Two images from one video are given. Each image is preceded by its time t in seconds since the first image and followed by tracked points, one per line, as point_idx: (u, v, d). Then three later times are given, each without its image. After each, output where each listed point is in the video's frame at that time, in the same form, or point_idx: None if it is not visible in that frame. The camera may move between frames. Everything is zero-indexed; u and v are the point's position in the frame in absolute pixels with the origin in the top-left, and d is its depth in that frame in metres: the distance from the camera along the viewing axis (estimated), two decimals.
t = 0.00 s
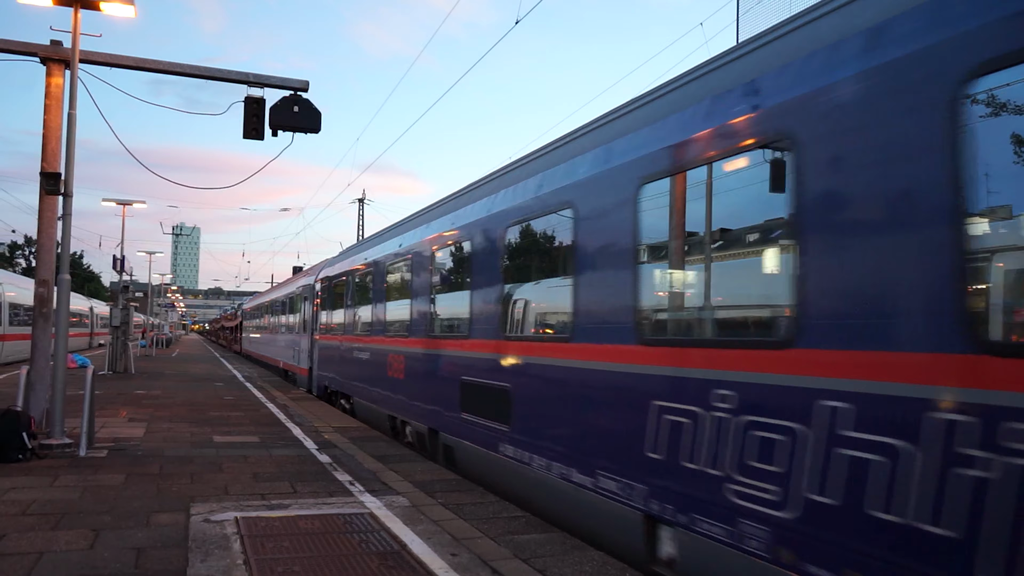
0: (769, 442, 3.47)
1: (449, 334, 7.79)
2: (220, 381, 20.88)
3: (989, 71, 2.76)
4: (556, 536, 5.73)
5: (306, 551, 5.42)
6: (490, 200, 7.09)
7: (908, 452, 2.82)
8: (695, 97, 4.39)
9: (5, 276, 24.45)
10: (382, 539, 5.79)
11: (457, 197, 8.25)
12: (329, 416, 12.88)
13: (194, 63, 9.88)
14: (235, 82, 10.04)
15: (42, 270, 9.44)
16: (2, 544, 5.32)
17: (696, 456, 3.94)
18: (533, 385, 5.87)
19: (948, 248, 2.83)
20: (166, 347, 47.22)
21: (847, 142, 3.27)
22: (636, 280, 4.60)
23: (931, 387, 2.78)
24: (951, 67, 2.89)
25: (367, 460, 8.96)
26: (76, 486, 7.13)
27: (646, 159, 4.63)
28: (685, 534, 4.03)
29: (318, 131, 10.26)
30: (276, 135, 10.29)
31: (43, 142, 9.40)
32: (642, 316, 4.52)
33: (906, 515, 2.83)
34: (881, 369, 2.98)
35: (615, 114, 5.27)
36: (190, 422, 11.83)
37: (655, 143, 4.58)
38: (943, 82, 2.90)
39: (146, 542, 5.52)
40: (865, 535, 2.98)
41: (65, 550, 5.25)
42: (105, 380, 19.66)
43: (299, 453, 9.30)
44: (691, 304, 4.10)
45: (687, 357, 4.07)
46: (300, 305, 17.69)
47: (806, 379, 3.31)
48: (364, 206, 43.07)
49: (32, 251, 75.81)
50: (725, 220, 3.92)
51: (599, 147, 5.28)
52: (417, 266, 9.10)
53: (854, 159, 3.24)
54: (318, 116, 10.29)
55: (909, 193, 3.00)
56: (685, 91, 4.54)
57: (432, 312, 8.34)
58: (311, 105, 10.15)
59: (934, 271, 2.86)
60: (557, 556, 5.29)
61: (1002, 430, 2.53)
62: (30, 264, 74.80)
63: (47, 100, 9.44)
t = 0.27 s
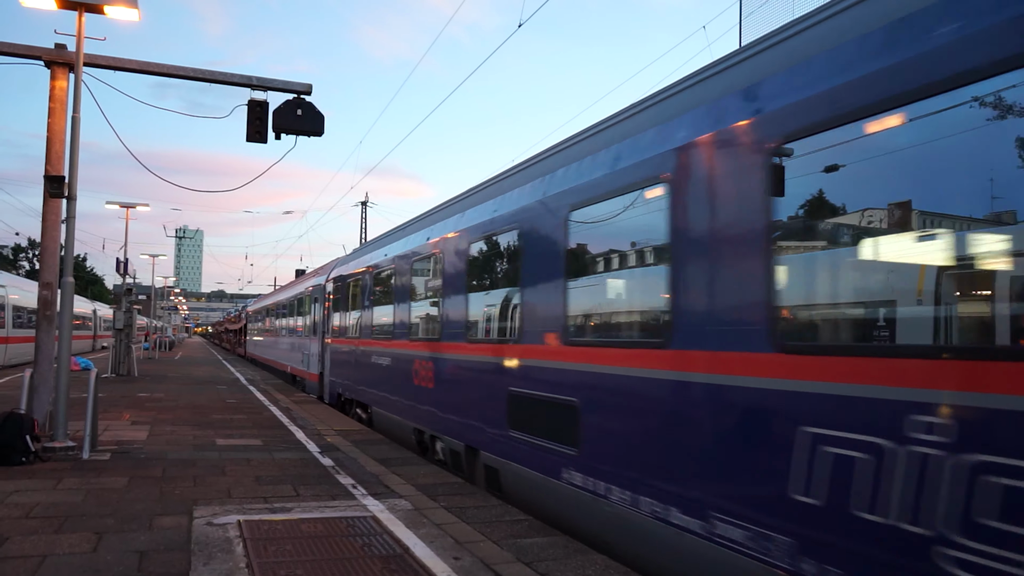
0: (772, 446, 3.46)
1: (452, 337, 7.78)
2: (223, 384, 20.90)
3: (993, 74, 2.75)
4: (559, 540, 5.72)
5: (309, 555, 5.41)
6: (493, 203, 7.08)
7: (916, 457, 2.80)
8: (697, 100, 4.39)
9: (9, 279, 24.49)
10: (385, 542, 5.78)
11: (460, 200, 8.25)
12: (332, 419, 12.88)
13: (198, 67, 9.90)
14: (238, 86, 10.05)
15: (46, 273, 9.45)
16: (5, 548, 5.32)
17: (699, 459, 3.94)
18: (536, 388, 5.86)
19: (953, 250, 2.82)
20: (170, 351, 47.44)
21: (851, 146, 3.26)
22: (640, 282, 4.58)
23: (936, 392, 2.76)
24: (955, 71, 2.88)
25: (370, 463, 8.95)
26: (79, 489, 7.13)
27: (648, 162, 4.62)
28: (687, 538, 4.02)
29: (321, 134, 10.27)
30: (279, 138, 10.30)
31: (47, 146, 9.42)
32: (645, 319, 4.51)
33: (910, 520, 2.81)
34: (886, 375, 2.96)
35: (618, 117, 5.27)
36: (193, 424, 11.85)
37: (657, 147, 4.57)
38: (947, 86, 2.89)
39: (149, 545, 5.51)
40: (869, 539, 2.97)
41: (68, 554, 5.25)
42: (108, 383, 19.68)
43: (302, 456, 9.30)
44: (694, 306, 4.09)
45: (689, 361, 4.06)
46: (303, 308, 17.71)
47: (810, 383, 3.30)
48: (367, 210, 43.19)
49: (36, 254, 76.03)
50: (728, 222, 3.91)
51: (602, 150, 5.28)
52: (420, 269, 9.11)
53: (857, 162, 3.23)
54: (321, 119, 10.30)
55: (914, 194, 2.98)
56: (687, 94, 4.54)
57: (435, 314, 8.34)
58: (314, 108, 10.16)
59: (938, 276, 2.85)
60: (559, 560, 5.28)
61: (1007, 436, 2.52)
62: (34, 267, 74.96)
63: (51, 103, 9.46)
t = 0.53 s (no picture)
0: (774, 453, 3.46)
1: (454, 345, 7.78)
2: (225, 391, 20.89)
3: (994, 82, 2.75)
4: (561, 548, 5.70)
5: (311, 563, 5.40)
6: (495, 210, 7.10)
7: (919, 466, 2.79)
8: (699, 109, 4.40)
9: (11, 286, 24.51)
10: (387, 550, 5.76)
11: (462, 207, 8.27)
12: (334, 427, 12.86)
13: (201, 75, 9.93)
14: (241, 94, 10.08)
15: (49, 280, 9.47)
16: (6, 556, 5.31)
17: (701, 467, 3.93)
18: (538, 395, 5.86)
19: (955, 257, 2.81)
20: (172, 358, 47.45)
21: (853, 154, 3.26)
22: (643, 289, 4.58)
23: (938, 402, 2.76)
24: (956, 79, 2.88)
25: (372, 471, 8.93)
26: (80, 496, 7.12)
27: (650, 170, 4.63)
28: (690, 546, 4.01)
29: (324, 142, 10.30)
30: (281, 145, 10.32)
31: (50, 153, 9.45)
32: (647, 326, 4.50)
33: (912, 529, 2.81)
34: (888, 383, 2.95)
35: (620, 125, 5.28)
36: (194, 432, 11.84)
37: (659, 155, 4.58)
38: (948, 94, 2.90)
39: (150, 553, 5.50)
40: (872, 548, 2.96)
41: (69, 562, 5.24)
42: (110, 390, 19.69)
43: (303, 464, 9.29)
44: (696, 313, 4.09)
45: (690, 369, 4.06)
46: (305, 315, 17.72)
47: (812, 391, 3.29)
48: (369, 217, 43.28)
49: (38, 261, 76.17)
50: (730, 230, 3.92)
51: (604, 158, 5.29)
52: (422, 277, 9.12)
53: (858, 169, 3.23)
54: (323, 127, 10.32)
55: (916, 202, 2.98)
56: (689, 102, 4.55)
57: (437, 322, 8.35)
58: (316, 116, 10.19)
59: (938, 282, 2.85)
60: (562, 568, 5.26)
61: (1010, 444, 2.51)
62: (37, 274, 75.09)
63: (54, 111, 9.49)
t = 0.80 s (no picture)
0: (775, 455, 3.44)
1: (455, 347, 7.79)
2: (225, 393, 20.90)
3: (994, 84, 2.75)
4: (561, 551, 5.70)
5: (310, 565, 5.39)
6: (496, 213, 7.09)
7: (918, 469, 2.79)
8: (699, 111, 4.41)
9: (11, 288, 24.52)
10: (386, 552, 5.75)
11: (463, 209, 8.26)
12: (334, 429, 12.86)
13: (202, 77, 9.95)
14: (241, 96, 10.10)
15: (49, 282, 9.46)
16: (6, 557, 5.31)
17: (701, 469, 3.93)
18: (538, 397, 5.86)
19: (954, 259, 2.81)
20: (172, 360, 47.48)
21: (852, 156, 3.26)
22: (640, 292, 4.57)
23: (937, 404, 2.75)
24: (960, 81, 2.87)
25: (372, 473, 8.94)
26: (80, 498, 7.12)
27: (650, 172, 4.62)
28: (690, 548, 4.01)
29: (325, 144, 10.30)
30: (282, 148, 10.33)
31: (51, 155, 9.46)
32: (645, 329, 4.50)
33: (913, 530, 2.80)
34: (887, 386, 2.95)
35: (621, 127, 5.27)
36: (194, 434, 11.83)
37: (659, 157, 4.58)
38: (950, 95, 2.89)
39: (149, 555, 5.50)
40: (871, 550, 2.96)
41: (69, 563, 5.23)
42: (110, 392, 19.69)
43: (303, 466, 9.28)
44: (694, 316, 4.08)
45: (687, 372, 4.06)
46: (305, 318, 17.74)
47: (810, 394, 3.29)
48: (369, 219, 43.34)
49: (39, 262, 76.23)
50: (726, 233, 3.91)
51: (605, 160, 5.28)
52: (422, 279, 9.12)
53: (859, 171, 3.22)
54: (324, 129, 10.33)
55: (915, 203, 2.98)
56: (689, 105, 4.55)
57: (438, 324, 8.35)
58: (317, 118, 10.20)
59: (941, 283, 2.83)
60: (561, 570, 5.25)
61: (1011, 448, 2.50)
62: (38, 275, 75.07)
63: (55, 113, 9.50)
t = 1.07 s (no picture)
0: (773, 457, 3.46)
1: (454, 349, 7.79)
2: (224, 395, 20.89)
3: (990, 87, 2.76)
4: (561, 553, 5.70)
5: (309, 568, 5.39)
6: (495, 215, 7.09)
7: (918, 471, 2.79)
8: (698, 114, 4.41)
9: (11, 289, 24.50)
10: (385, 555, 5.75)
11: (462, 211, 8.27)
12: (333, 431, 12.86)
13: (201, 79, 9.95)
14: (241, 98, 10.10)
15: (48, 284, 9.46)
16: (4, 560, 5.31)
17: (700, 472, 3.93)
18: (537, 399, 5.86)
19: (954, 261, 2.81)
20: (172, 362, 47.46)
21: (851, 158, 3.27)
22: (642, 293, 4.57)
23: (936, 407, 2.75)
24: (956, 84, 2.88)
25: (371, 475, 8.93)
26: (79, 500, 7.11)
27: (650, 175, 4.62)
28: (690, 551, 4.01)
29: (324, 146, 10.30)
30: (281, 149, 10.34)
31: (50, 157, 9.46)
32: (646, 331, 4.50)
33: (910, 531, 2.82)
34: (886, 389, 2.95)
35: (620, 130, 5.28)
36: (193, 436, 11.83)
37: (658, 160, 4.59)
38: (946, 98, 2.90)
39: (148, 558, 5.49)
40: (870, 552, 2.97)
41: (67, 566, 5.22)
42: (109, 394, 19.68)
43: (303, 468, 9.28)
44: (694, 318, 4.09)
45: (689, 374, 4.06)
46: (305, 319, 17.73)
47: (810, 396, 3.29)
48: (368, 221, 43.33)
49: (38, 264, 76.20)
50: (729, 234, 3.92)
51: (604, 162, 5.30)
52: (422, 281, 9.13)
53: (856, 174, 3.24)
54: (323, 131, 10.34)
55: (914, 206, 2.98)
56: (688, 107, 4.56)
57: (437, 326, 8.36)
58: (316, 120, 10.21)
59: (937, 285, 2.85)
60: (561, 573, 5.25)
61: (1007, 449, 2.51)
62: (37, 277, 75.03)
63: (55, 115, 9.50)
